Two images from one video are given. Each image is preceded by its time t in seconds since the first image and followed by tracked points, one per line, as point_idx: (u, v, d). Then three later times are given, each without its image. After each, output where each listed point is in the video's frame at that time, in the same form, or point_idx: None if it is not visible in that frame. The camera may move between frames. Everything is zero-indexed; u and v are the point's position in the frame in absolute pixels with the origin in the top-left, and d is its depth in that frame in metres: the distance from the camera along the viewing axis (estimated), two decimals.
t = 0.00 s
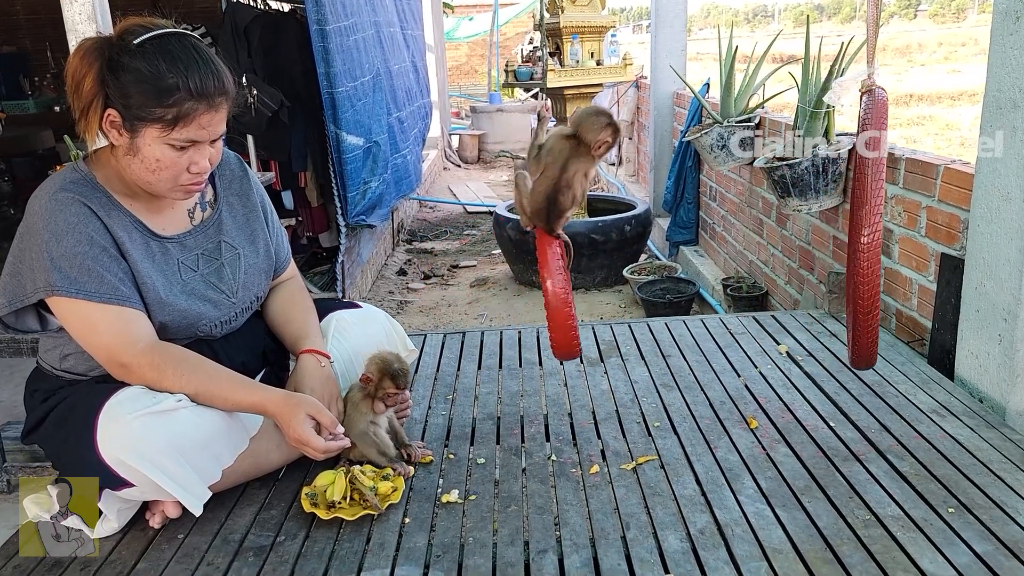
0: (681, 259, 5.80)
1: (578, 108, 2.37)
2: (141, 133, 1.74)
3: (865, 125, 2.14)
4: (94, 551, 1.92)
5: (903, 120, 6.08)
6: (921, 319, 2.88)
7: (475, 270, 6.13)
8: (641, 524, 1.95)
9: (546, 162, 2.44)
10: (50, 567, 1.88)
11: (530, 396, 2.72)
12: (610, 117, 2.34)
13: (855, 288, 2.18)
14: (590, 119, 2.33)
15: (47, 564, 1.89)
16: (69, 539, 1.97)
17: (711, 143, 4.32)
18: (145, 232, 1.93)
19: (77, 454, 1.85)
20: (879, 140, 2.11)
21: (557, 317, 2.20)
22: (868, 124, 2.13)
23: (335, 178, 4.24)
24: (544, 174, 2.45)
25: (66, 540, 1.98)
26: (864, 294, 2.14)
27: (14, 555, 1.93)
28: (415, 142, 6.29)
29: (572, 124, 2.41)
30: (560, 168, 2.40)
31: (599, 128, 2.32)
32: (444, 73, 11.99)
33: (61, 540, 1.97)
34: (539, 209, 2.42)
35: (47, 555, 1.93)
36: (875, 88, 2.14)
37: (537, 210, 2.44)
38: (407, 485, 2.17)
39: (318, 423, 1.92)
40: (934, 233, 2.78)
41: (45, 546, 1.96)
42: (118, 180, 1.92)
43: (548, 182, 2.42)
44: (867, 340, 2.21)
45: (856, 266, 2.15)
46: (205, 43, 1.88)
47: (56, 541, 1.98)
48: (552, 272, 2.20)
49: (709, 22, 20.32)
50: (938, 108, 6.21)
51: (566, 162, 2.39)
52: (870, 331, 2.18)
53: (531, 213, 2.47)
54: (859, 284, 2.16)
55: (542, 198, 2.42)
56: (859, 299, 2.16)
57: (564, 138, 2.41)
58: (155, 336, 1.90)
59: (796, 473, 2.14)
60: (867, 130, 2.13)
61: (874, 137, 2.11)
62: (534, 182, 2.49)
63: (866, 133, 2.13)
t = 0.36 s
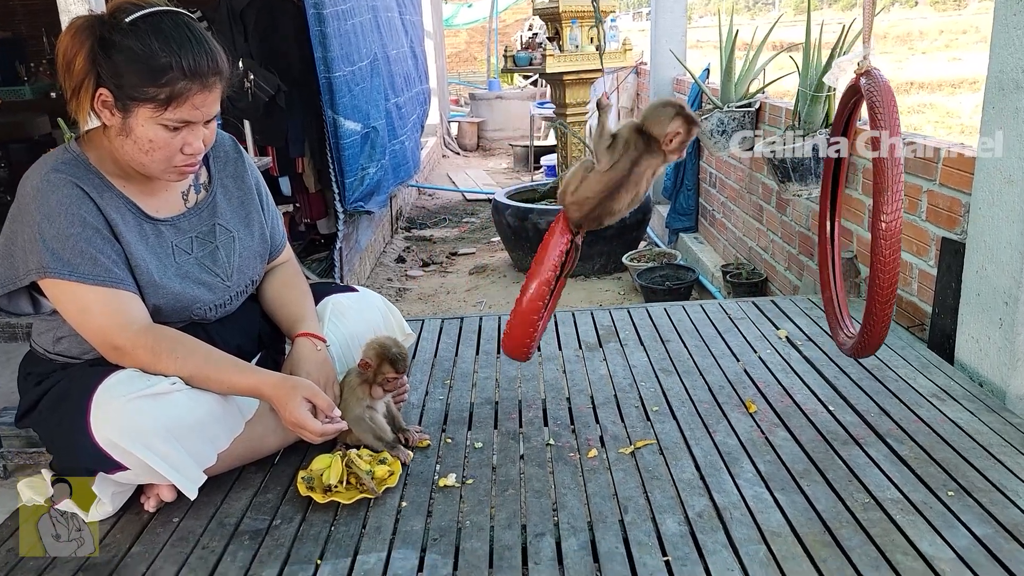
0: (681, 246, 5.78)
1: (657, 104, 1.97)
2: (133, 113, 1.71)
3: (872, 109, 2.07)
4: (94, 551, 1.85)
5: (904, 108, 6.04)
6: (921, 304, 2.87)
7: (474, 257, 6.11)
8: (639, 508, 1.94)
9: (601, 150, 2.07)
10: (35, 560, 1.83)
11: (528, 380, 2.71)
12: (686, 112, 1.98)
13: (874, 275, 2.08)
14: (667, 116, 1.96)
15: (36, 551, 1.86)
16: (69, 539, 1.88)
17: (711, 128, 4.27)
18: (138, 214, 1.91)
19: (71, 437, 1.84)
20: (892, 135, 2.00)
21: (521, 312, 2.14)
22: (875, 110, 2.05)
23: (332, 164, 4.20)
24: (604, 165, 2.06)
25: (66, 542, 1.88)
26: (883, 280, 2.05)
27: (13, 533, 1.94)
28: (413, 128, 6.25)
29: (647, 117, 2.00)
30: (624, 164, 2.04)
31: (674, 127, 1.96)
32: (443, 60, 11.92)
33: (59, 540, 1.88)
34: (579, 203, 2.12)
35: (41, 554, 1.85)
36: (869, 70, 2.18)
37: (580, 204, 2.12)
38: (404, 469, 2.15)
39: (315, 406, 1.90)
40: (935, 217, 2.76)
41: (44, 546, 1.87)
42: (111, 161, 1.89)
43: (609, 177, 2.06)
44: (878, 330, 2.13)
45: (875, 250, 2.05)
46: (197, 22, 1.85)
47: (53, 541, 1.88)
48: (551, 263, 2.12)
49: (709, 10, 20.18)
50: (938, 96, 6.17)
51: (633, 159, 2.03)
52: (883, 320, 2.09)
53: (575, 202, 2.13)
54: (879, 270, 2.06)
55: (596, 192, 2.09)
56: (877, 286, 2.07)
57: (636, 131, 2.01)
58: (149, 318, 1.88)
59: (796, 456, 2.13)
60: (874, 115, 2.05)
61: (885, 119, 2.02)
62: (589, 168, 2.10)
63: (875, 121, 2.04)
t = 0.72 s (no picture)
0: (680, 223, 5.76)
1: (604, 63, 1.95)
2: (125, 85, 1.68)
3: (869, 99, 2.08)
4: (94, 551, 1.77)
5: (905, 85, 5.99)
6: (920, 281, 2.86)
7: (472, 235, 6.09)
8: (636, 482, 1.95)
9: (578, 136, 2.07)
10: (27, 542, 1.81)
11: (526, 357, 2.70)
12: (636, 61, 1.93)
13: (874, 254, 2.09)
14: (620, 73, 1.95)
15: (32, 530, 1.85)
16: (64, 539, 1.81)
17: (710, 104, 4.24)
18: (132, 188, 1.89)
19: (67, 413, 1.84)
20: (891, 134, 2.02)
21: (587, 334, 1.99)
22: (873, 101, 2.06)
23: (330, 141, 4.17)
24: (587, 150, 2.07)
25: (66, 543, 1.80)
26: (882, 257, 2.06)
27: (13, 504, 1.94)
28: (411, 104, 6.20)
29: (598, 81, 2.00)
30: (607, 139, 2.06)
31: (631, 82, 1.94)
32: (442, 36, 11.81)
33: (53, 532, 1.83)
34: (580, 198, 2.11)
35: (34, 541, 1.82)
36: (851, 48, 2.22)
37: (580, 199, 2.11)
38: (402, 445, 2.16)
39: (311, 381, 1.90)
40: (935, 193, 2.74)
41: (44, 545, 1.80)
42: (104, 135, 1.87)
43: (599, 158, 2.07)
44: (865, 308, 2.13)
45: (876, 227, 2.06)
46: None
47: (54, 541, 1.81)
48: (598, 266, 2.00)
49: None
50: (940, 73, 6.11)
51: (612, 130, 2.05)
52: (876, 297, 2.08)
53: (575, 199, 2.11)
54: (880, 246, 2.06)
55: (597, 179, 2.08)
56: (875, 264, 2.07)
57: (598, 101, 2.02)
58: (144, 294, 1.87)
59: (792, 432, 2.14)
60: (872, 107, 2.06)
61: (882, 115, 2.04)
62: (569, 156, 2.09)
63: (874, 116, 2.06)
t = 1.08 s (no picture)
0: (680, 220, 5.76)
1: (596, 58, 1.86)
2: (127, 80, 1.68)
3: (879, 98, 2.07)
4: (94, 552, 1.75)
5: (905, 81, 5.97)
6: (920, 277, 2.86)
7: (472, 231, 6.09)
8: (637, 478, 1.95)
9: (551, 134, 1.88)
10: (28, 537, 1.81)
11: (527, 352, 2.70)
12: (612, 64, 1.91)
13: (884, 250, 2.08)
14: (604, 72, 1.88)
15: (33, 524, 1.85)
16: (67, 541, 1.78)
17: (711, 100, 4.24)
18: (134, 183, 1.89)
19: (69, 407, 1.84)
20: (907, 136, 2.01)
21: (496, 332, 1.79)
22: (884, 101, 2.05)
23: (330, 136, 4.17)
24: (560, 150, 1.86)
25: (66, 542, 1.78)
26: (893, 253, 2.04)
27: (14, 499, 1.94)
28: (411, 100, 6.19)
29: (584, 80, 1.88)
30: (583, 140, 1.87)
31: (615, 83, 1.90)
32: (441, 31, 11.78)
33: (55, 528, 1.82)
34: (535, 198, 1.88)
35: (35, 536, 1.81)
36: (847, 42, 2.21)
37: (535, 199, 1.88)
38: (403, 440, 2.16)
39: (313, 375, 1.90)
40: (936, 189, 2.75)
41: (44, 545, 1.78)
42: (106, 129, 1.87)
43: (571, 159, 1.87)
44: (869, 304, 2.10)
45: (890, 224, 2.05)
46: None
47: (54, 541, 1.79)
48: (528, 263, 1.79)
49: None
50: (939, 70, 6.10)
51: (589, 132, 1.87)
52: (881, 294, 2.06)
53: (529, 199, 1.88)
54: (893, 243, 2.05)
55: (560, 180, 1.86)
56: (886, 259, 2.06)
57: (579, 98, 1.87)
58: (146, 288, 1.87)
59: (793, 427, 2.14)
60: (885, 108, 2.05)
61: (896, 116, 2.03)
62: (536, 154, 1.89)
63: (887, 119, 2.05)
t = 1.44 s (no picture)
0: (680, 216, 5.76)
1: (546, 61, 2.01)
2: (131, 75, 1.69)
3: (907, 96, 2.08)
4: (94, 551, 1.74)
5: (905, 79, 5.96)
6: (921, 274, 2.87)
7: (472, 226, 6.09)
8: (638, 472, 1.96)
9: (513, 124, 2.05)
10: (29, 532, 1.81)
11: (528, 347, 2.71)
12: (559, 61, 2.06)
13: (922, 238, 2.08)
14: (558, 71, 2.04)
15: (35, 520, 1.85)
16: (67, 539, 1.78)
17: (712, 96, 4.24)
18: (137, 177, 1.90)
19: (73, 401, 1.84)
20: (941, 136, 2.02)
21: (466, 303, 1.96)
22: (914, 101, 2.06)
23: (330, 131, 4.17)
24: (527, 138, 2.03)
25: (65, 542, 1.77)
26: (932, 242, 2.04)
27: (16, 494, 1.95)
28: (412, 94, 6.19)
29: (538, 78, 2.03)
30: (550, 131, 2.03)
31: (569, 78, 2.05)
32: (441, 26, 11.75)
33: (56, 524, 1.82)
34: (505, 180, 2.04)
35: (36, 532, 1.81)
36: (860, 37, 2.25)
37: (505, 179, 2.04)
38: (406, 434, 2.17)
39: (316, 369, 1.90)
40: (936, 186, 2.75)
41: (44, 545, 1.77)
42: (110, 124, 1.87)
43: (541, 149, 2.03)
44: (903, 293, 2.11)
45: (930, 215, 2.04)
46: None
47: (54, 540, 1.78)
48: (489, 241, 1.97)
49: None
50: (940, 66, 6.08)
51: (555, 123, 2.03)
52: (915, 284, 2.07)
53: (502, 176, 2.03)
54: (933, 233, 2.04)
55: (531, 166, 2.04)
56: (926, 248, 2.06)
57: (541, 95, 2.02)
58: (150, 283, 1.87)
59: (794, 422, 2.15)
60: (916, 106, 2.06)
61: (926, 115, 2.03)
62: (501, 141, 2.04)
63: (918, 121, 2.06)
